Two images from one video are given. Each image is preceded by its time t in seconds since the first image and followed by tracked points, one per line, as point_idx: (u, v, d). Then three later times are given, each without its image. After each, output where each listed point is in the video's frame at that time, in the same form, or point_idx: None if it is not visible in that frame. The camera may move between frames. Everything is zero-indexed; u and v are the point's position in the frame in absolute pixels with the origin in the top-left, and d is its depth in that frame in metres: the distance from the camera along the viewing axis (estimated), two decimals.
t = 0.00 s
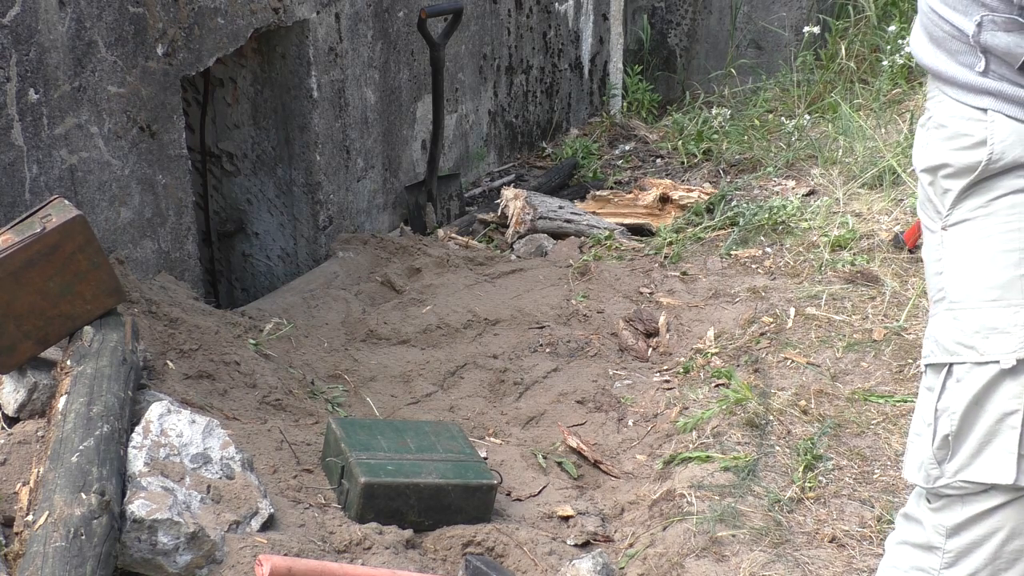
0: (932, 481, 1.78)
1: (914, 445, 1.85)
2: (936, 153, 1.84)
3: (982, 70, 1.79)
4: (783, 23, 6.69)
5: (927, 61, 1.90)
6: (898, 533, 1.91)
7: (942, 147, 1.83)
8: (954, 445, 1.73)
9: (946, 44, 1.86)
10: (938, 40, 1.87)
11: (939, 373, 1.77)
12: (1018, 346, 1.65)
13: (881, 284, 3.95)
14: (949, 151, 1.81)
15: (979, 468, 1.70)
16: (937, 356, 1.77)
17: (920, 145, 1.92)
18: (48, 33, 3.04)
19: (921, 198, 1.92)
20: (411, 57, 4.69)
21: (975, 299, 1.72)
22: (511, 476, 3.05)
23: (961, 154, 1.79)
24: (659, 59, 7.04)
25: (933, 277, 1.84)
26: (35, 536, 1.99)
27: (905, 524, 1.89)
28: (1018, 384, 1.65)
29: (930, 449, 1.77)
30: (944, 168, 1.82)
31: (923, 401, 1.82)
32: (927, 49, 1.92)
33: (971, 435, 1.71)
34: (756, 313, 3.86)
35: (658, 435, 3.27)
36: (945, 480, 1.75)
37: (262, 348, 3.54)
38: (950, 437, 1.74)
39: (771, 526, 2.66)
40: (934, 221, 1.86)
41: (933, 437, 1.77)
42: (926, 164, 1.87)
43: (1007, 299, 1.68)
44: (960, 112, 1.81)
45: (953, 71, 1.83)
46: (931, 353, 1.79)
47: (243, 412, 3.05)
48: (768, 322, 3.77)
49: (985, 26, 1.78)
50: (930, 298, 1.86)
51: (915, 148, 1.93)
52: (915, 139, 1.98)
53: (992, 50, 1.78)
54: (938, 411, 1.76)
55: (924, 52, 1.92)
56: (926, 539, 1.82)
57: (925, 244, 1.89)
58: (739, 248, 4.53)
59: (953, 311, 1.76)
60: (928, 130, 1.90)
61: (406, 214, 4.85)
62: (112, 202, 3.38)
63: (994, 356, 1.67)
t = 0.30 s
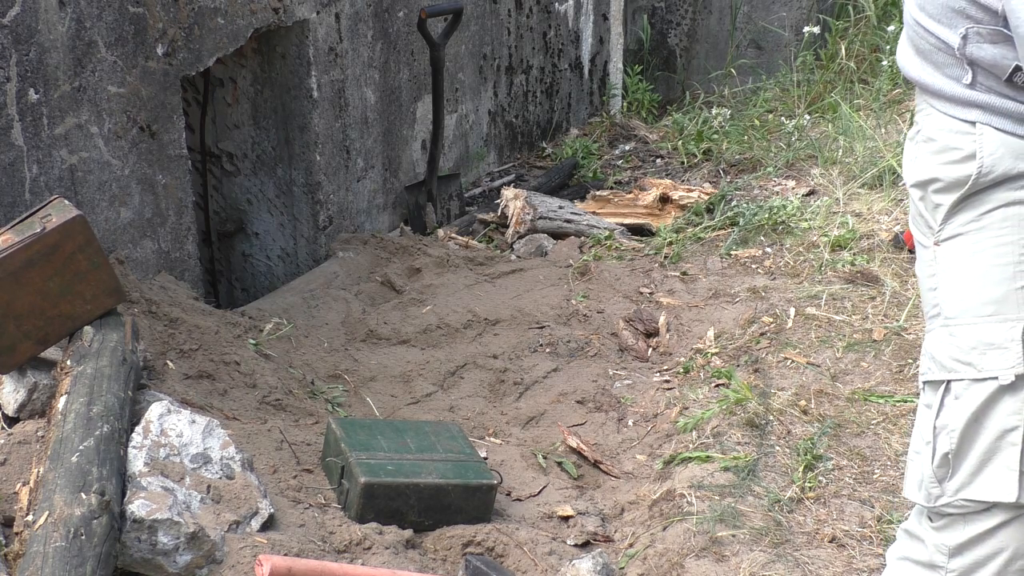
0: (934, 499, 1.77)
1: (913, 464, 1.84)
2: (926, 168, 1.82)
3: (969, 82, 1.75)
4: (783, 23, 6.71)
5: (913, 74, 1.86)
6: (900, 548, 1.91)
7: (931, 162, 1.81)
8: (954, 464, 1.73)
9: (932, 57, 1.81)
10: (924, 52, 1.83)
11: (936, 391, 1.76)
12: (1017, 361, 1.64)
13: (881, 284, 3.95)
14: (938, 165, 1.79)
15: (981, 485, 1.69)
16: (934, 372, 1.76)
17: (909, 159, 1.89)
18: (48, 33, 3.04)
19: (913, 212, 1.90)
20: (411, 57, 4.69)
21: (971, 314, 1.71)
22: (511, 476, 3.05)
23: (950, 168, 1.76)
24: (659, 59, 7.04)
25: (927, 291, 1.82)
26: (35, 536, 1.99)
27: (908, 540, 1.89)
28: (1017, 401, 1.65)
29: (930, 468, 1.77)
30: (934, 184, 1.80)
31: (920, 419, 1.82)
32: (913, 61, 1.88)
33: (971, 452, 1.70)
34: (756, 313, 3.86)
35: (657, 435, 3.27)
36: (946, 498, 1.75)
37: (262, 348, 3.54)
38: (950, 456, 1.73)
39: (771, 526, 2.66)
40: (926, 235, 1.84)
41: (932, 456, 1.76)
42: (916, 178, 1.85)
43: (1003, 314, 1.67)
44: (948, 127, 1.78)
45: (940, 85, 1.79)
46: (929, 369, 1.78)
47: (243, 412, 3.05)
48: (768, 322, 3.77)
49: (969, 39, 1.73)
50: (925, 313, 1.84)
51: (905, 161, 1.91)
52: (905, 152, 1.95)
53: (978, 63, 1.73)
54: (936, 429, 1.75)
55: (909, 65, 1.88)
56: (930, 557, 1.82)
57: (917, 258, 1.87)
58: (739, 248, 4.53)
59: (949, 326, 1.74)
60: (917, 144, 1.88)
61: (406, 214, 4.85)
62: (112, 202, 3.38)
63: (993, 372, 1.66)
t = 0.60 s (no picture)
0: (928, 513, 1.73)
1: (909, 476, 1.80)
2: (913, 177, 1.75)
3: (955, 91, 1.67)
4: (783, 23, 6.73)
5: (901, 82, 1.78)
6: (895, 559, 1.87)
7: (918, 171, 1.74)
8: (948, 478, 1.68)
9: (918, 64, 1.73)
10: (910, 60, 1.75)
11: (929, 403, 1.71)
12: (1009, 373, 1.58)
13: (881, 284, 3.95)
14: (925, 175, 1.72)
15: (975, 499, 1.65)
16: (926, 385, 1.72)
17: (897, 168, 1.83)
18: (48, 33, 3.04)
19: (903, 223, 1.83)
20: (411, 57, 4.69)
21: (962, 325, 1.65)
22: (511, 476, 3.05)
23: (937, 178, 1.69)
24: (659, 59, 7.04)
25: (918, 303, 1.77)
26: (35, 536, 1.99)
27: (903, 550, 1.84)
28: (1010, 414, 1.59)
29: (924, 481, 1.72)
30: (922, 194, 1.73)
31: (914, 430, 1.77)
32: (901, 68, 1.80)
33: (964, 466, 1.66)
34: (756, 313, 3.86)
35: (657, 435, 3.27)
36: (940, 512, 1.71)
37: (262, 348, 3.54)
38: (943, 469, 1.68)
39: (771, 526, 2.66)
40: (915, 246, 1.78)
41: (925, 470, 1.72)
42: (904, 189, 1.78)
43: (995, 325, 1.62)
44: (936, 136, 1.71)
45: (927, 93, 1.72)
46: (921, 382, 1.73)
47: (243, 412, 3.05)
48: (768, 322, 3.77)
49: (954, 46, 1.65)
50: (917, 325, 1.79)
51: (893, 171, 1.84)
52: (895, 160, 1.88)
53: (964, 71, 1.65)
54: (929, 442, 1.71)
55: (897, 73, 1.81)
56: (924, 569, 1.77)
57: (908, 269, 1.81)
58: (740, 248, 4.53)
59: (940, 338, 1.69)
60: (905, 153, 1.81)
61: (406, 214, 4.85)
62: (112, 202, 3.38)
63: (984, 385, 1.60)
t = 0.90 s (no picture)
0: (918, 522, 1.74)
1: (900, 485, 1.81)
2: (899, 185, 1.72)
3: (940, 98, 1.60)
4: (783, 23, 6.73)
5: (887, 88, 1.72)
6: (888, 566, 1.87)
7: (904, 179, 1.71)
8: (937, 487, 1.69)
9: (904, 70, 1.67)
10: (897, 66, 1.68)
11: (919, 413, 1.71)
12: (997, 382, 1.57)
13: (881, 284, 3.95)
14: (911, 183, 1.69)
15: (964, 509, 1.65)
16: (915, 395, 1.71)
17: (886, 173, 1.79)
18: (48, 33, 3.04)
19: (892, 231, 1.81)
20: (411, 57, 4.69)
21: (950, 334, 1.64)
22: (511, 476, 3.05)
23: (925, 187, 1.66)
24: (659, 59, 7.04)
25: (906, 311, 1.75)
26: (35, 536, 1.99)
27: (897, 558, 1.85)
28: (998, 423, 1.59)
29: (914, 490, 1.73)
30: (909, 202, 1.70)
31: (905, 439, 1.77)
32: (888, 73, 1.73)
33: (953, 476, 1.66)
34: (756, 313, 3.86)
35: (657, 435, 3.27)
36: (931, 521, 1.71)
37: (262, 348, 3.54)
38: (932, 479, 1.69)
39: (771, 526, 2.66)
40: (904, 254, 1.76)
41: (916, 479, 1.73)
42: (891, 197, 1.76)
43: (981, 334, 1.60)
44: (922, 143, 1.66)
45: (912, 100, 1.66)
46: (910, 391, 1.73)
47: (243, 412, 3.05)
48: (768, 322, 3.77)
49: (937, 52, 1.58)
50: (907, 333, 1.77)
51: (882, 177, 1.80)
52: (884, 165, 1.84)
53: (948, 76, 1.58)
54: (919, 451, 1.71)
55: (884, 78, 1.74)
56: None
57: (898, 277, 1.79)
58: (739, 248, 4.53)
59: (929, 346, 1.68)
60: (893, 159, 1.77)
61: (406, 214, 4.85)
62: (112, 202, 3.38)
63: (973, 393, 1.60)
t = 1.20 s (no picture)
0: (911, 532, 1.62)
1: (893, 493, 1.69)
2: (887, 191, 1.59)
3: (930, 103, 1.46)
4: (783, 23, 6.73)
5: (874, 93, 1.57)
6: None
7: (891, 185, 1.58)
8: (930, 496, 1.56)
9: (890, 76, 1.51)
10: (883, 71, 1.53)
11: (909, 419, 1.59)
12: (987, 389, 1.45)
13: (881, 284, 3.95)
14: (898, 189, 1.55)
15: (956, 518, 1.52)
16: (904, 402, 1.59)
17: (874, 179, 1.66)
18: (48, 33, 3.04)
19: (881, 239, 1.68)
20: (411, 57, 4.69)
21: (939, 339, 1.52)
22: (511, 476, 3.05)
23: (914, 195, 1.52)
24: (659, 59, 7.04)
25: (895, 318, 1.63)
26: (35, 536, 1.98)
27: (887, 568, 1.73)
28: (988, 429, 1.46)
29: (906, 499, 1.61)
30: (897, 209, 1.57)
31: (896, 445, 1.65)
32: (876, 76, 1.58)
33: (944, 483, 1.54)
34: (756, 313, 3.86)
35: (658, 435, 3.27)
36: (923, 531, 1.59)
37: (263, 348, 3.54)
38: (925, 487, 1.57)
39: (771, 526, 2.66)
40: (892, 261, 1.63)
41: (906, 487, 1.60)
42: (878, 203, 1.62)
43: (971, 340, 1.48)
44: (911, 149, 1.53)
45: (900, 106, 1.52)
46: (899, 397, 1.60)
47: (243, 412, 3.05)
48: (768, 322, 3.77)
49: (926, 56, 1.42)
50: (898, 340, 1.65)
51: (870, 183, 1.67)
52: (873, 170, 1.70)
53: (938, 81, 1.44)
54: (910, 459, 1.59)
55: (871, 82, 1.58)
56: None
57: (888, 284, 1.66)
58: (740, 248, 4.54)
59: (918, 352, 1.56)
60: (881, 165, 1.63)
61: (406, 214, 4.85)
62: (112, 202, 3.38)
63: (963, 400, 1.47)
